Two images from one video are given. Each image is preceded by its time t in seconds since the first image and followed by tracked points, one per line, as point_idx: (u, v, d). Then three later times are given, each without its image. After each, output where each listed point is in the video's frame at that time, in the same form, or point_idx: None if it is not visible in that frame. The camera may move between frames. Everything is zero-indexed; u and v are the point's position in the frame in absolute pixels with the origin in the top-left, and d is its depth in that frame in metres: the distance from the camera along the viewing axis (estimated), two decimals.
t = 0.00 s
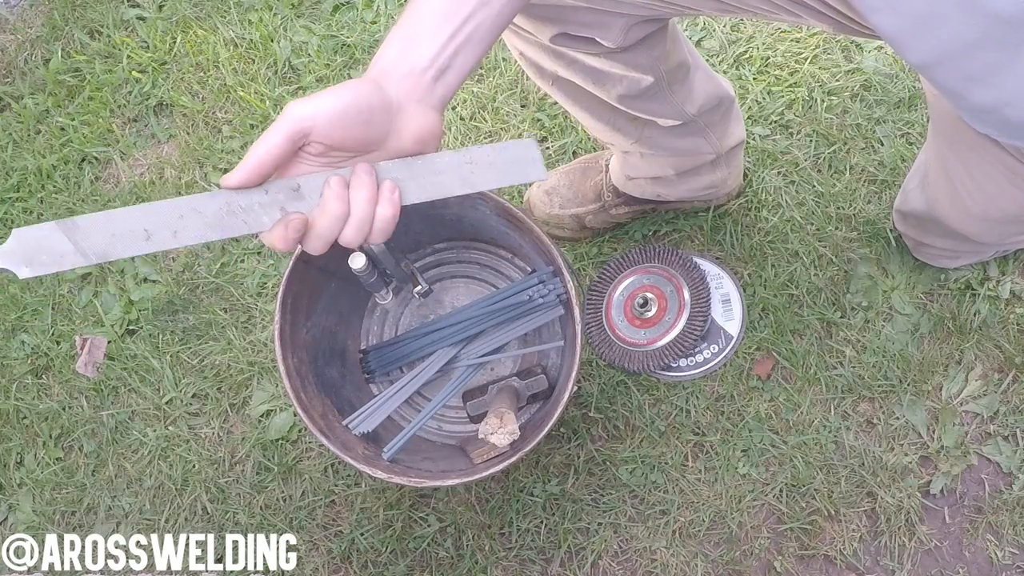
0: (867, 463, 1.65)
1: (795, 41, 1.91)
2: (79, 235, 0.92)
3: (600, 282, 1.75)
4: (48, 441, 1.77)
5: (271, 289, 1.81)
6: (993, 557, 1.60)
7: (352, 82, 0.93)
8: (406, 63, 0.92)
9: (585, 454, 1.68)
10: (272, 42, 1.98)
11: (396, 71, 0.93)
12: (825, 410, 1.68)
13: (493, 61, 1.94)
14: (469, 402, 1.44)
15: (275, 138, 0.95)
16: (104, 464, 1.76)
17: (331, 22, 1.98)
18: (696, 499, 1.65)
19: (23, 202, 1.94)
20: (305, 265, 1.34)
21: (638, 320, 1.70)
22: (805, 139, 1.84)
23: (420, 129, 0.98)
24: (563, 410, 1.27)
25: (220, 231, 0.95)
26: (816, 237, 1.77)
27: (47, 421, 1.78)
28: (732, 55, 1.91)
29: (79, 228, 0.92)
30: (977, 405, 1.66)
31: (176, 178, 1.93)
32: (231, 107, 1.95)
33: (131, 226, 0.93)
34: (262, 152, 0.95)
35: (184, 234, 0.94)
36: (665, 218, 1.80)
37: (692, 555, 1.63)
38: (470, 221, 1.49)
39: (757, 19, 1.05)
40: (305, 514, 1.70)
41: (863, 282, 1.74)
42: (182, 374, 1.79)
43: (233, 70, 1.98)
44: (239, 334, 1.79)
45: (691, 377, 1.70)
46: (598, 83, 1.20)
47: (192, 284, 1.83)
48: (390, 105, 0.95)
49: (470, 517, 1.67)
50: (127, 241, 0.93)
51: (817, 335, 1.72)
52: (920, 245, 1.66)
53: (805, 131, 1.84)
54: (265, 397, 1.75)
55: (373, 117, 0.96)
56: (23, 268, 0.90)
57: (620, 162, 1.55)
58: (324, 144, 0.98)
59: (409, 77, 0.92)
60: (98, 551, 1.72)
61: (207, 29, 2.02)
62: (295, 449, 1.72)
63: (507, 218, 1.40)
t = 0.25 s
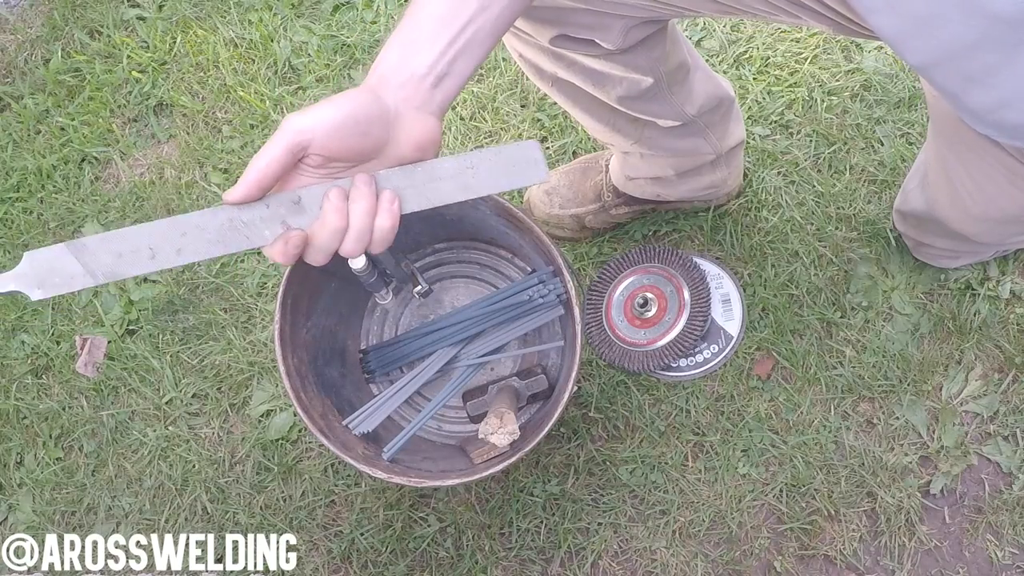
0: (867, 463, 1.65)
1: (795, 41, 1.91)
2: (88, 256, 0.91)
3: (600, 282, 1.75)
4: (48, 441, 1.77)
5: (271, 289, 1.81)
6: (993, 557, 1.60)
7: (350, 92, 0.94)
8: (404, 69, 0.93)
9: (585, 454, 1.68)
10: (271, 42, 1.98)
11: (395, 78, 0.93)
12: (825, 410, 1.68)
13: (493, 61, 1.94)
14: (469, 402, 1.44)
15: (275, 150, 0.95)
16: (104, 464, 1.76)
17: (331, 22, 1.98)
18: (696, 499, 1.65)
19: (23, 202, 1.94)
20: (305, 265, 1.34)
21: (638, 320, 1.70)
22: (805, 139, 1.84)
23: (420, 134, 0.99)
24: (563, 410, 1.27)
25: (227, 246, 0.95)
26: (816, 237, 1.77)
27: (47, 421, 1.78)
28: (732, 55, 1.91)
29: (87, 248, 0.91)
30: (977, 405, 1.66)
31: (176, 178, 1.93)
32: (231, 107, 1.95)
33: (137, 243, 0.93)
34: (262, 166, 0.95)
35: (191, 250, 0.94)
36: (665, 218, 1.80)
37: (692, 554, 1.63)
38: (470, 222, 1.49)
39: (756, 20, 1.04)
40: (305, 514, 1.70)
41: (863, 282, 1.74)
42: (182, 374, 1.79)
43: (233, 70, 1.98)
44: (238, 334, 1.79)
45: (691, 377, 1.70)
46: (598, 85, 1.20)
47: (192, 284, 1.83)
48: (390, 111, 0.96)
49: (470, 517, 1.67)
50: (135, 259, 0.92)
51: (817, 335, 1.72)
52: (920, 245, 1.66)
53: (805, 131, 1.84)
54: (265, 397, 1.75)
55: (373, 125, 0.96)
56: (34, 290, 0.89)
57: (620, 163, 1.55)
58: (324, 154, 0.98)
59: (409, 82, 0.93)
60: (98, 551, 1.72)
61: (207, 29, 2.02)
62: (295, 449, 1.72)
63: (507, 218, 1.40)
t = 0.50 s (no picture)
0: (867, 463, 1.65)
1: (795, 41, 1.91)
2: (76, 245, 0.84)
3: (600, 282, 1.75)
4: (48, 441, 1.77)
5: (271, 289, 1.81)
6: (993, 557, 1.60)
7: (344, 85, 0.94)
8: (393, 59, 0.95)
9: (585, 454, 1.68)
10: (272, 42, 1.99)
11: (386, 69, 0.95)
12: (825, 410, 1.68)
13: (493, 61, 1.94)
14: (469, 402, 1.44)
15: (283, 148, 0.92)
16: (104, 464, 1.76)
17: (331, 22, 1.98)
18: (696, 499, 1.65)
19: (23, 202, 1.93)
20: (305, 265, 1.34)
21: (638, 320, 1.70)
22: (805, 139, 1.84)
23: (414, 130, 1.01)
24: (563, 410, 1.27)
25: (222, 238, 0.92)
26: (816, 237, 1.77)
27: (47, 421, 1.78)
28: (732, 55, 1.91)
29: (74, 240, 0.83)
30: (977, 405, 1.66)
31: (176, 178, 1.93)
32: (231, 107, 1.95)
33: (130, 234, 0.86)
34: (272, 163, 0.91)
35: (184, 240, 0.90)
36: (665, 218, 1.80)
37: (692, 555, 1.63)
38: (470, 221, 1.49)
39: (755, 18, 1.04)
40: (305, 514, 1.70)
41: (863, 282, 1.74)
42: (182, 374, 1.79)
43: (233, 70, 1.98)
44: (238, 335, 1.79)
45: (691, 377, 1.70)
46: (598, 82, 1.20)
47: (192, 284, 1.83)
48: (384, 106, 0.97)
49: (470, 517, 1.67)
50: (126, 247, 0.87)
51: (817, 335, 1.72)
52: (920, 245, 1.66)
53: (805, 131, 1.84)
54: (265, 397, 1.75)
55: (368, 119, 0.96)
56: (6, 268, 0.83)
57: (620, 162, 1.55)
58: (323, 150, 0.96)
59: (404, 74, 0.96)
60: (98, 551, 1.72)
61: (207, 29, 2.02)
62: (295, 449, 1.72)
63: (507, 218, 1.40)
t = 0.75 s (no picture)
0: (867, 463, 1.65)
1: (795, 41, 1.91)
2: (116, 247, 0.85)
3: (600, 282, 1.75)
4: (48, 441, 1.77)
5: (271, 289, 1.81)
6: (993, 557, 1.60)
7: (355, 84, 0.96)
8: (399, 51, 0.96)
9: (585, 454, 1.68)
10: (271, 42, 1.98)
11: (393, 61, 0.96)
12: (825, 410, 1.68)
13: (493, 61, 1.94)
14: (469, 402, 1.44)
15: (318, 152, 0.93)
16: (104, 464, 1.76)
17: (331, 22, 1.98)
18: (696, 499, 1.65)
19: (23, 202, 1.93)
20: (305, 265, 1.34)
21: (638, 319, 1.70)
22: (805, 139, 1.84)
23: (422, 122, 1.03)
24: (563, 410, 1.27)
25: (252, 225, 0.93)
26: (816, 237, 1.77)
27: (47, 421, 1.78)
28: (732, 55, 1.91)
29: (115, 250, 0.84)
30: (977, 405, 1.66)
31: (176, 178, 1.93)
32: (231, 107, 1.95)
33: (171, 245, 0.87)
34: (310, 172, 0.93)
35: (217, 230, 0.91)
36: (665, 218, 1.80)
37: (692, 555, 1.63)
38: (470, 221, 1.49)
39: (756, 16, 1.04)
40: (305, 514, 1.70)
41: (863, 282, 1.74)
42: (182, 374, 1.79)
43: (233, 70, 1.98)
44: (238, 334, 1.79)
45: (691, 377, 1.70)
46: (598, 82, 1.20)
47: (192, 284, 1.83)
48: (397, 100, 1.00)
49: (470, 517, 1.67)
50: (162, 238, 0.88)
51: (817, 335, 1.72)
52: (920, 245, 1.66)
53: (805, 131, 1.84)
54: (265, 397, 1.75)
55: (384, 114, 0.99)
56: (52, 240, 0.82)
57: (620, 163, 1.55)
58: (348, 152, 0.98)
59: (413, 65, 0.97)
60: (98, 551, 1.72)
61: (207, 29, 2.02)
62: (295, 449, 1.72)
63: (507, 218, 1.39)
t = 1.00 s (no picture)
0: (867, 463, 1.65)
1: (795, 41, 1.90)
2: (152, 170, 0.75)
3: (600, 282, 1.75)
4: (48, 441, 1.77)
5: (271, 289, 1.81)
6: (993, 557, 1.60)
7: (384, 54, 0.97)
8: (425, 24, 0.98)
9: (585, 454, 1.68)
10: (271, 42, 1.99)
11: (420, 34, 0.98)
12: (825, 410, 1.68)
13: (493, 61, 1.94)
14: (469, 402, 1.44)
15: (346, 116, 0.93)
16: (105, 464, 1.76)
17: (331, 22, 1.98)
18: (696, 499, 1.65)
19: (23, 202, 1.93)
20: (305, 264, 1.35)
21: (638, 319, 1.70)
22: (805, 139, 1.84)
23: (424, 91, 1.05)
24: (563, 410, 1.27)
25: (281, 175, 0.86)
26: (816, 237, 1.77)
27: (47, 422, 1.78)
28: (732, 55, 1.91)
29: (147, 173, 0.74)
30: (977, 405, 1.66)
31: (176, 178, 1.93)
32: (231, 107, 1.95)
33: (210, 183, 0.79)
34: (334, 136, 0.92)
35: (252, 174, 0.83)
36: (665, 218, 1.80)
37: (692, 555, 1.63)
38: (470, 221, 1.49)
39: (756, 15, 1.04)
40: (305, 514, 1.70)
41: (863, 282, 1.74)
42: (182, 374, 1.79)
43: (233, 70, 1.98)
44: (238, 334, 1.79)
45: (691, 377, 1.70)
46: (599, 82, 1.20)
47: (192, 284, 1.83)
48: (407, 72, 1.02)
49: (470, 517, 1.67)
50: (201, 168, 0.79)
51: (817, 335, 1.72)
52: (920, 245, 1.66)
53: (805, 131, 1.84)
54: (265, 397, 1.75)
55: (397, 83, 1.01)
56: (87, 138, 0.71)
57: (620, 163, 1.55)
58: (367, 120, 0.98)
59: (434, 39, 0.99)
60: (98, 551, 1.72)
61: (207, 29, 2.02)
62: (295, 449, 1.72)
63: (506, 218, 1.39)
